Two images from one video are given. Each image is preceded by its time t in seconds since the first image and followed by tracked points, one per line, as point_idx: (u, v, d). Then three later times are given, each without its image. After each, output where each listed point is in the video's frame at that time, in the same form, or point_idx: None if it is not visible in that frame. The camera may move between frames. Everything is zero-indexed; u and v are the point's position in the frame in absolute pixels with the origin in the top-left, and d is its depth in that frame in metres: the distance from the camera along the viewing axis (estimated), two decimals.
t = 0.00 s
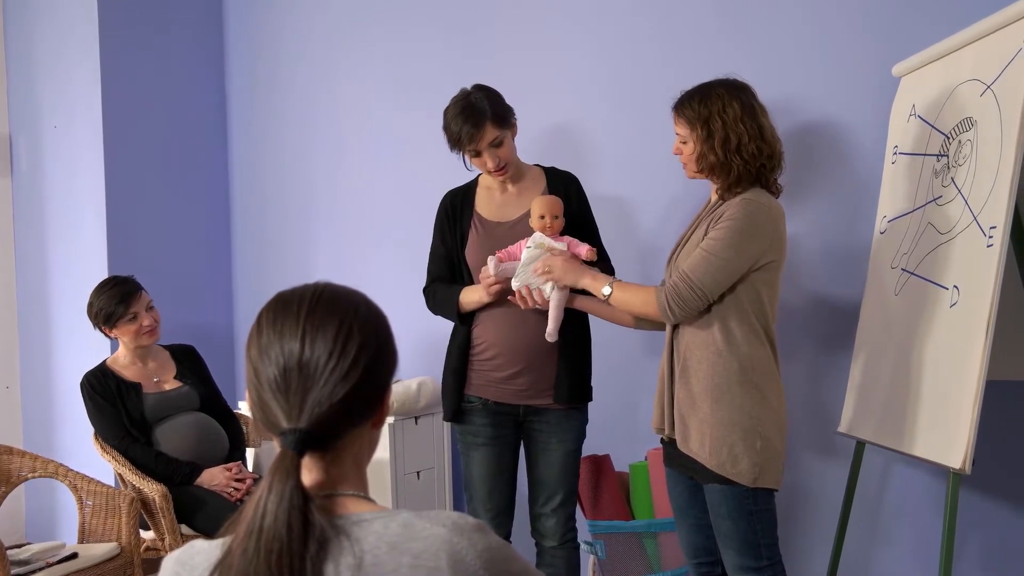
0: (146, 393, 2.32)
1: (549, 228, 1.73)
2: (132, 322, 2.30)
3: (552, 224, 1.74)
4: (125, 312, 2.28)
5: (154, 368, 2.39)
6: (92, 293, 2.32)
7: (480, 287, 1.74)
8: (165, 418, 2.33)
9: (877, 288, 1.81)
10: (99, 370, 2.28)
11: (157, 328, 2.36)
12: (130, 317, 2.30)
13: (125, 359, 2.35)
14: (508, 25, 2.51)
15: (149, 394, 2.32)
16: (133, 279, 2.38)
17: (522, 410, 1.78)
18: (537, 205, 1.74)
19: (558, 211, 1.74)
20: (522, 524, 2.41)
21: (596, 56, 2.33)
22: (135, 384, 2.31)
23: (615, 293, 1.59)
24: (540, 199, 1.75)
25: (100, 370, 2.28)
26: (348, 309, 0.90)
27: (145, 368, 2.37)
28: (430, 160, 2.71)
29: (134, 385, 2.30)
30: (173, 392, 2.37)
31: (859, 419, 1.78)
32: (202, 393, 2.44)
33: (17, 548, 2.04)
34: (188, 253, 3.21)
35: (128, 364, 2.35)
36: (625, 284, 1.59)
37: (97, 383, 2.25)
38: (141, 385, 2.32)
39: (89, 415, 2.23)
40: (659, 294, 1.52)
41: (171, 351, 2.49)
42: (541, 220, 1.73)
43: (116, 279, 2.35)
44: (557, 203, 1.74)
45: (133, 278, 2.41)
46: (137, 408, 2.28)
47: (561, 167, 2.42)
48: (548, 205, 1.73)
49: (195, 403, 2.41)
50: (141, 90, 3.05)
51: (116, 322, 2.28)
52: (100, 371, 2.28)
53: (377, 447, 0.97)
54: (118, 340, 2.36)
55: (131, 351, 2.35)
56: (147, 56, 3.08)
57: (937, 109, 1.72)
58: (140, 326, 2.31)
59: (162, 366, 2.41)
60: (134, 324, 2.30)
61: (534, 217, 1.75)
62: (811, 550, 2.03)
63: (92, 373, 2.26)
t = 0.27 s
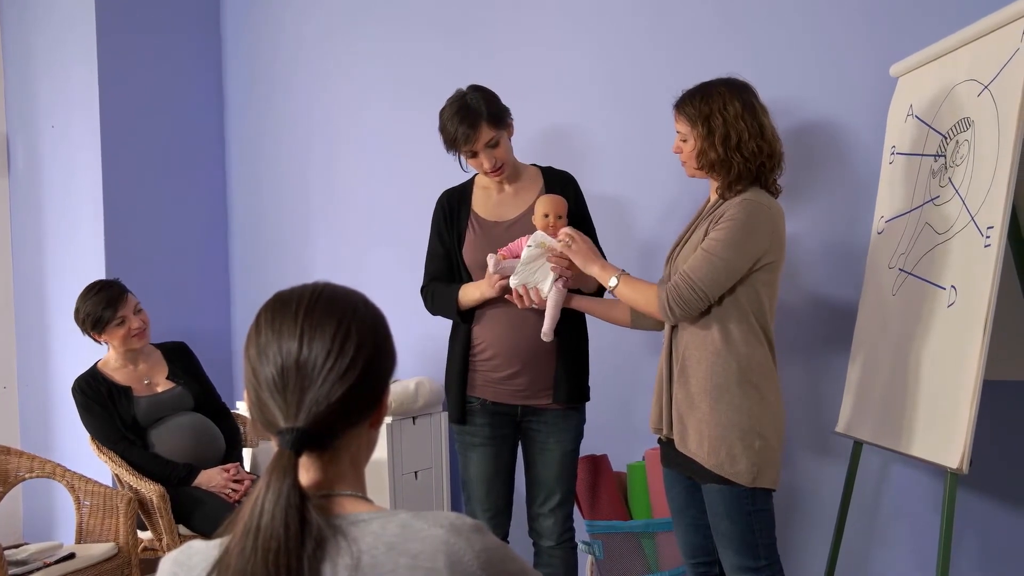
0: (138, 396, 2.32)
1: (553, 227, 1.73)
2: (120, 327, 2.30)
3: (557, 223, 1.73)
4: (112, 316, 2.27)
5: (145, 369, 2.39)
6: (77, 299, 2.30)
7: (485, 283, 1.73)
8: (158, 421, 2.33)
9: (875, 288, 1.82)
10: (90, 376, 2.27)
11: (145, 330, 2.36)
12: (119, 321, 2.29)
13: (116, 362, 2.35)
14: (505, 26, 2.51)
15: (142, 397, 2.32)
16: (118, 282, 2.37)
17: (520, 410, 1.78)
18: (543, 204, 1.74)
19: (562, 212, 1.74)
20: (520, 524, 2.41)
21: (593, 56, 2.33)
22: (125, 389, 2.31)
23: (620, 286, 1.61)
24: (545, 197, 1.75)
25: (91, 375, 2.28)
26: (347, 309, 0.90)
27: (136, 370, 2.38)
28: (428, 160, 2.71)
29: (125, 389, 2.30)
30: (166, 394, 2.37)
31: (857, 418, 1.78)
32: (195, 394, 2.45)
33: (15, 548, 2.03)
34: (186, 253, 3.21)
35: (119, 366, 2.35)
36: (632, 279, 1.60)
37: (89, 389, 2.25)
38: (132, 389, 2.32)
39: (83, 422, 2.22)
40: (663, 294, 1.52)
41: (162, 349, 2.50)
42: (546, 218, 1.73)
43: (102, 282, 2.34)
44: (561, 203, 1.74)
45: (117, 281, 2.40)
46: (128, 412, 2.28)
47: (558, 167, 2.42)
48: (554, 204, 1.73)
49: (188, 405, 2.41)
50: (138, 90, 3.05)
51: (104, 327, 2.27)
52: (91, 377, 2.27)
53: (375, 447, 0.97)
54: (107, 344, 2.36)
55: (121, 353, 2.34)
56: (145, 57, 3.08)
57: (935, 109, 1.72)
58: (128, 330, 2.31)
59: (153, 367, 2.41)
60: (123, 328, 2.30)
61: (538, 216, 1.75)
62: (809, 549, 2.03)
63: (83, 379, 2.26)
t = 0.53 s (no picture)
0: (135, 397, 2.32)
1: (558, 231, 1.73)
2: (115, 329, 2.30)
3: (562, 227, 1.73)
4: (104, 320, 2.27)
5: (142, 369, 2.39)
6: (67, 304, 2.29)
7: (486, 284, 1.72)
8: (156, 421, 2.34)
9: (873, 288, 1.82)
10: (87, 378, 2.27)
11: (139, 332, 2.36)
12: (112, 325, 2.29)
13: (112, 363, 2.35)
14: (504, 27, 2.51)
15: (139, 397, 2.32)
16: (106, 285, 2.36)
17: (518, 410, 1.78)
18: (549, 206, 1.73)
19: (568, 216, 1.74)
20: (519, 524, 2.41)
21: (593, 56, 2.33)
22: (123, 390, 2.31)
23: (604, 265, 1.59)
24: (552, 200, 1.74)
25: (88, 377, 2.28)
26: (346, 309, 0.90)
27: (133, 371, 2.38)
28: (426, 160, 2.72)
29: (122, 390, 2.30)
30: (163, 394, 2.37)
31: (855, 419, 1.78)
32: (192, 394, 2.45)
33: (13, 548, 2.03)
34: (184, 253, 3.21)
35: (116, 368, 2.35)
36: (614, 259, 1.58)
37: (86, 390, 2.25)
38: (129, 390, 2.32)
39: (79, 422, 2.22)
40: (643, 274, 1.53)
41: (158, 348, 2.50)
42: (551, 222, 1.72)
43: (91, 285, 2.33)
44: (568, 207, 1.73)
45: (108, 282, 2.39)
46: (126, 412, 2.28)
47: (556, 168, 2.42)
48: (562, 208, 1.72)
49: (185, 405, 2.41)
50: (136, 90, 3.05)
51: (99, 331, 2.27)
52: (88, 378, 2.27)
53: (373, 448, 0.97)
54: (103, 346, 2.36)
55: (116, 355, 2.34)
56: (143, 57, 3.08)
57: (932, 109, 1.72)
58: (123, 332, 2.31)
59: (150, 367, 2.41)
60: (116, 331, 2.30)
61: (544, 218, 1.73)
62: (808, 549, 2.03)
63: (79, 381, 2.25)
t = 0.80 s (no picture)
0: (133, 396, 2.32)
1: (553, 231, 1.73)
2: (111, 329, 2.30)
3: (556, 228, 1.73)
4: (101, 319, 2.27)
5: (140, 369, 2.39)
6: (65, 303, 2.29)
7: (483, 286, 1.71)
8: (154, 421, 2.34)
9: (871, 288, 1.82)
10: (85, 377, 2.27)
11: (137, 330, 2.36)
12: (109, 324, 2.29)
13: (110, 363, 2.35)
14: (502, 27, 2.51)
15: (137, 397, 2.33)
16: (103, 284, 2.36)
17: (516, 411, 1.78)
18: (545, 207, 1.74)
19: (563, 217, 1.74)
20: (517, 524, 2.41)
21: (592, 56, 2.33)
22: (121, 389, 2.31)
23: (593, 261, 1.63)
24: (548, 202, 1.75)
25: (86, 377, 2.28)
26: (344, 309, 0.90)
27: (131, 370, 2.38)
28: (425, 160, 2.72)
29: (121, 390, 2.30)
30: (161, 394, 2.37)
31: (853, 418, 1.78)
32: (190, 393, 2.46)
33: (11, 548, 2.03)
34: (183, 253, 3.21)
35: (114, 368, 2.35)
36: (603, 254, 1.62)
37: (84, 390, 2.25)
38: (127, 390, 2.32)
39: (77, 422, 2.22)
40: (634, 267, 1.55)
41: (156, 348, 2.50)
42: (546, 223, 1.73)
43: (87, 285, 2.33)
44: (563, 207, 1.74)
45: (105, 283, 2.39)
46: (124, 412, 2.28)
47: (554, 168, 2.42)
48: (557, 209, 1.73)
49: (183, 404, 2.41)
50: (134, 90, 3.05)
51: (95, 330, 2.27)
52: (85, 378, 2.27)
53: (370, 448, 0.97)
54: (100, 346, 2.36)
55: (114, 355, 2.34)
56: (141, 57, 3.08)
57: (930, 109, 1.72)
58: (119, 331, 2.31)
59: (148, 367, 2.41)
60: (114, 330, 2.30)
61: (540, 219, 1.75)
62: (806, 549, 2.03)
63: (78, 381, 2.25)
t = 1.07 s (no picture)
0: (132, 396, 2.32)
1: (548, 227, 1.74)
2: (109, 328, 2.29)
3: (552, 225, 1.74)
4: (99, 318, 2.27)
5: (138, 369, 2.39)
6: (64, 302, 2.29)
7: (477, 286, 1.71)
8: (153, 421, 2.34)
9: (869, 288, 1.82)
10: (83, 377, 2.27)
11: (135, 329, 2.36)
12: (107, 322, 2.29)
13: (108, 363, 2.35)
14: (500, 27, 2.51)
15: (135, 397, 2.33)
16: (101, 284, 2.36)
17: (514, 411, 1.78)
18: (541, 205, 1.75)
19: (560, 214, 1.75)
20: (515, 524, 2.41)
21: (591, 56, 2.33)
22: (120, 389, 2.31)
23: (581, 254, 1.63)
24: (546, 199, 1.76)
25: (84, 377, 2.28)
26: (345, 310, 0.90)
27: (129, 370, 2.38)
28: (423, 161, 2.72)
29: (119, 390, 2.30)
30: (159, 394, 2.37)
31: (851, 419, 1.79)
32: (188, 393, 2.46)
33: (9, 548, 2.03)
34: (182, 253, 3.21)
35: (112, 367, 2.35)
36: (592, 247, 1.62)
37: (82, 390, 2.24)
38: (125, 390, 2.32)
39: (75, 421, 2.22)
40: (627, 260, 1.55)
41: (154, 348, 2.50)
42: (541, 219, 1.74)
43: (85, 285, 2.33)
44: (561, 206, 1.75)
45: (103, 282, 2.39)
46: (122, 412, 2.28)
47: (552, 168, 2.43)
48: (553, 205, 1.74)
49: (181, 405, 2.42)
50: (131, 90, 3.04)
51: (93, 329, 2.27)
52: (83, 377, 2.27)
53: (369, 448, 0.97)
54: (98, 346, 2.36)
55: (113, 354, 2.34)
56: (140, 57, 3.07)
57: (928, 109, 1.72)
58: (117, 331, 2.30)
59: (146, 367, 2.41)
60: (112, 329, 2.29)
61: (535, 216, 1.76)
62: (804, 549, 2.03)
63: (76, 381, 2.25)
